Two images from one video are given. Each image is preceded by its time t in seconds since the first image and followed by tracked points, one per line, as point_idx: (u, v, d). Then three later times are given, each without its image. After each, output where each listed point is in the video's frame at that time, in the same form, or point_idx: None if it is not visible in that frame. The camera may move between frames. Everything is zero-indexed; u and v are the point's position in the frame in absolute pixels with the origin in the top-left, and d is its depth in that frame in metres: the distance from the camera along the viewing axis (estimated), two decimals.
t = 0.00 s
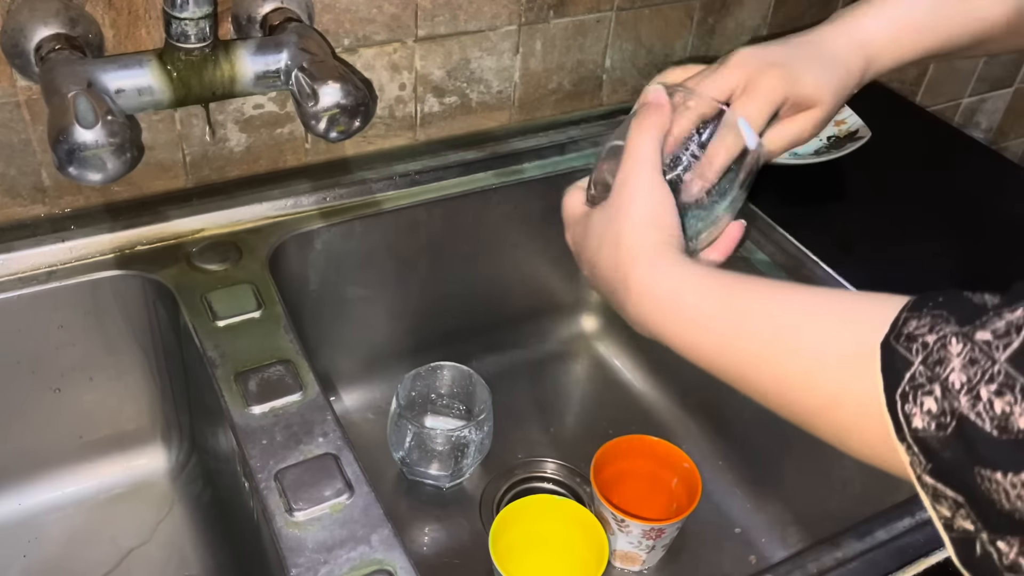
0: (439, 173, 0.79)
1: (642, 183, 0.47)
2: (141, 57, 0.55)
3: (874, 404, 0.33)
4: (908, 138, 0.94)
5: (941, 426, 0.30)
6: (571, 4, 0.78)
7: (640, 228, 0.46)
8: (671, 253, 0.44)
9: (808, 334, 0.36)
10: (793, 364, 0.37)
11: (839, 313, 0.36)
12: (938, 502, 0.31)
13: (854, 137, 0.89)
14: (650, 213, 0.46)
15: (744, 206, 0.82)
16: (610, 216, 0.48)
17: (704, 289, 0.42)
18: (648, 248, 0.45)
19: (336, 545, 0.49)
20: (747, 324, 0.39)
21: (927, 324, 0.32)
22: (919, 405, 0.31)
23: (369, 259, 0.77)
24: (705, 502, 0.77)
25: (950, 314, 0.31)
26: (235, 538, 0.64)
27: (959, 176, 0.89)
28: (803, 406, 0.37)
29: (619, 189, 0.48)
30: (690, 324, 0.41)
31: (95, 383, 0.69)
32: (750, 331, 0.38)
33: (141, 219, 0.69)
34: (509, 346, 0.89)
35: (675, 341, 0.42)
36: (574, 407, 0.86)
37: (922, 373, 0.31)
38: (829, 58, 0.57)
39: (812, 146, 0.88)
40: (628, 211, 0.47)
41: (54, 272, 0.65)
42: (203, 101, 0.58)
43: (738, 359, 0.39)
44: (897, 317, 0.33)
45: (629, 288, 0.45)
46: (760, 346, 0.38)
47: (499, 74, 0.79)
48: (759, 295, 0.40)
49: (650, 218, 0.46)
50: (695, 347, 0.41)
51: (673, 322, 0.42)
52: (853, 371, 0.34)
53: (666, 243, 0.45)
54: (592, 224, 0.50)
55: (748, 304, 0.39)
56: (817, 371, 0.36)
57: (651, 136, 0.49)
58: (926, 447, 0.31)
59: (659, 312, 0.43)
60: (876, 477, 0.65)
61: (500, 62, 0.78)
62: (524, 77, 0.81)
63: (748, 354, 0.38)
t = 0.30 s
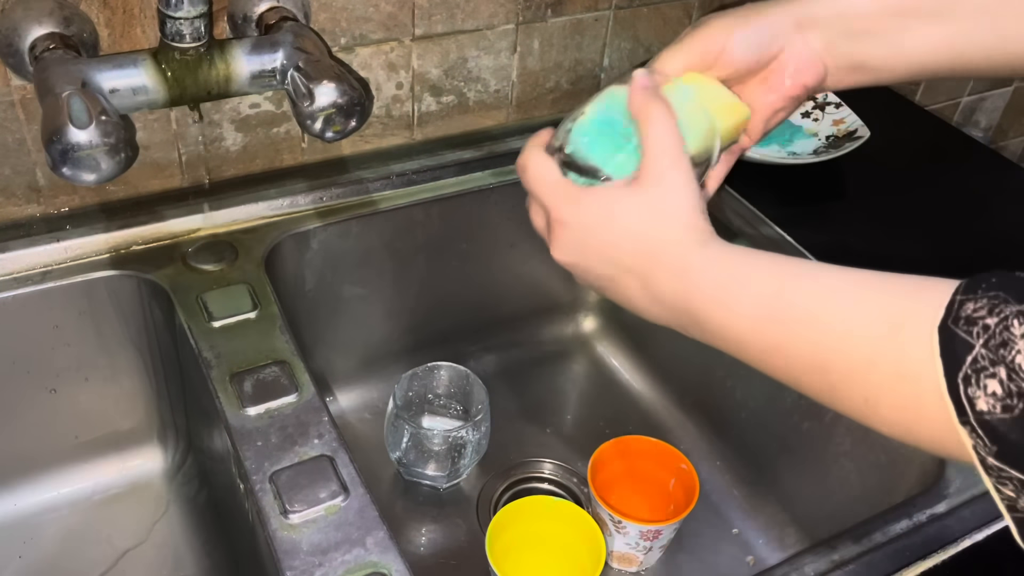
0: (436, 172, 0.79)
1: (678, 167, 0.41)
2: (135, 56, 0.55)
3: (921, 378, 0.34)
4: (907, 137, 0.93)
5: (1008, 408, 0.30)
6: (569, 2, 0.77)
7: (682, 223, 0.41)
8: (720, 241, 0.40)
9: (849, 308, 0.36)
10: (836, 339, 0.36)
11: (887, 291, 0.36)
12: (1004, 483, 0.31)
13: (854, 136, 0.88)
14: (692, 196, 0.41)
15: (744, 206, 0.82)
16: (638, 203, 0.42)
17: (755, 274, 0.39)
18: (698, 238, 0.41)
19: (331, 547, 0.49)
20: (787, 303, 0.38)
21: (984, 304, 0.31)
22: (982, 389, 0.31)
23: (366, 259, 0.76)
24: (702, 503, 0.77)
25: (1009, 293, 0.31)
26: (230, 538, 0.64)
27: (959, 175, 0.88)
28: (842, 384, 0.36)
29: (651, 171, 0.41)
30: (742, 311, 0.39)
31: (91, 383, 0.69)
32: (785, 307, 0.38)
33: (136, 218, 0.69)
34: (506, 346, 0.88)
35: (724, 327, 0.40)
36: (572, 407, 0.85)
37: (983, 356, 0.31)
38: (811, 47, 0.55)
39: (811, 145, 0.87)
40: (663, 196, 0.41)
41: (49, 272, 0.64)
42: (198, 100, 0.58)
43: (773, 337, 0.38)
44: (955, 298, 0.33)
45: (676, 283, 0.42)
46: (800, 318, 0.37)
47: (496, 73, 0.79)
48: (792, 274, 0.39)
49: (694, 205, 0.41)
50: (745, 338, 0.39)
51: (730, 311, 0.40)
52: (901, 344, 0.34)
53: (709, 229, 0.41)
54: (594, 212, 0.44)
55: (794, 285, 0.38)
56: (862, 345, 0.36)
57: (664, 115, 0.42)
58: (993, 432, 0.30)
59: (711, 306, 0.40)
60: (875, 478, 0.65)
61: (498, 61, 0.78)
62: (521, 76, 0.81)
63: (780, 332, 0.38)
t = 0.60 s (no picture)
0: (436, 170, 0.79)
1: (608, 255, 0.48)
2: (137, 54, 0.55)
3: (898, 475, 0.33)
4: (907, 135, 0.94)
5: (1003, 538, 0.28)
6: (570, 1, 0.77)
7: (619, 307, 0.46)
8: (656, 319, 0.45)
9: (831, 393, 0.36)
10: (815, 430, 0.36)
11: (851, 370, 0.36)
12: None
13: (854, 135, 0.88)
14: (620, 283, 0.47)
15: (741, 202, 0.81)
16: (586, 302, 0.48)
17: (697, 351, 0.42)
18: (633, 315, 0.46)
19: (332, 543, 0.49)
20: (736, 382, 0.40)
21: (965, 423, 0.29)
22: (975, 516, 0.29)
23: (367, 257, 0.77)
24: (701, 501, 0.77)
25: (990, 406, 0.29)
26: (231, 535, 0.64)
27: (959, 174, 0.89)
28: (828, 474, 0.36)
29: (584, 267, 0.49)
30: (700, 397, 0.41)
31: (92, 380, 0.69)
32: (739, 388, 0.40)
33: (137, 216, 0.69)
34: (506, 343, 0.89)
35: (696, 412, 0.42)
36: (572, 404, 0.86)
37: (973, 484, 0.29)
38: (807, 98, 0.54)
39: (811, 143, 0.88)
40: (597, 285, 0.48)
41: (51, 269, 0.65)
42: (199, 98, 0.58)
43: (751, 427, 0.39)
44: (934, 406, 0.31)
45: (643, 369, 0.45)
46: (765, 403, 0.39)
47: (497, 71, 0.79)
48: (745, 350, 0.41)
49: (621, 283, 0.47)
50: (718, 423, 0.41)
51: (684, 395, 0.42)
52: (881, 436, 0.34)
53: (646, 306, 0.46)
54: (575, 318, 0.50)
55: (724, 357, 0.41)
56: (843, 433, 0.35)
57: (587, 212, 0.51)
58: (989, 560, 0.29)
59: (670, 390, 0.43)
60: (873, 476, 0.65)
61: (498, 59, 0.78)
62: (522, 74, 0.81)
63: (753, 419, 0.39)
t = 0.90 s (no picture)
0: (440, 163, 0.80)
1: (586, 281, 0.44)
2: (146, 47, 0.56)
3: (869, 534, 0.33)
4: (908, 130, 0.94)
5: None
6: None
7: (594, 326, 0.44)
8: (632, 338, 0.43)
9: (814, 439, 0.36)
10: (791, 477, 0.36)
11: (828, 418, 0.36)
12: None
13: (854, 130, 0.89)
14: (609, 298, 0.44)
15: (744, 197, 0.83)
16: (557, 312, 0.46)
17: (673, 379, 0.41)
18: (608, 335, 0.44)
19: (337, 528, 0.50)
20: (711, 416, 0.39)
21: (942, 511, 0.31)
22: None
23: (371, 250, 0.77)
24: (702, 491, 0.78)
25: (968, 496, 0.30)
26: (238, 521, 0.65)
27: (959, 168, 0.89)
28: (797, 517, 0.36)
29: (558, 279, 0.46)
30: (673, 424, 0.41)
31: (101, 369, 0.70)
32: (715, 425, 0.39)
33: (145, 207, 0.70)
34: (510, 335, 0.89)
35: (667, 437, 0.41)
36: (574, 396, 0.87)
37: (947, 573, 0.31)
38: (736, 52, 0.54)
39: (812, 138, 0.88)
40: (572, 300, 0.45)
41: (61, 259, 0.66)
42: (207, 91, 0.59)
43: (725, 461, 0.38)
44: (912, 483, 0.32)
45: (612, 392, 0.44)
46: (740, 440, 0.38)
47: (500, 64, 0.80)
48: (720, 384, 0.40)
49: (604, 301, 0.44)
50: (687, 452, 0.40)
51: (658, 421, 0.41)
52: (858, 490, 0.34)
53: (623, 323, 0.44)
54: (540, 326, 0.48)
55: (702, 395, 0.40)
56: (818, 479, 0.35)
57: (565, 211, 0.46)
58: None
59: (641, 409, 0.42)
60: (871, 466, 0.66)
61: (502, 53, 0.79)
62: (525, 68, 0.81)
63: (728, 458, 0.38)
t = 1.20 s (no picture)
0: (444, 157, 0.81)
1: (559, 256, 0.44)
2: (153, 41, 0.56)
3: (843, 543, 0.34)
4: (910, 126, 0.94)
5: None
6: None
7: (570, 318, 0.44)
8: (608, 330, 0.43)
9: (789, 440, 0.36)
10: (763, 476, 0.36)
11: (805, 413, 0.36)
12: None
13: (856, 125, 0.90)
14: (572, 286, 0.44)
15: (745, 192, 0.83)
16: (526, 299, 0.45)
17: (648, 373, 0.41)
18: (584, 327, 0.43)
19: (342, 517, 0.51)
20: (684, 416, 0.39)
21: (924, 524, 0.31)
22: None
23: (375, 243, 0.78)
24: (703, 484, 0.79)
25: (955, 512, 0.31)
26: (243, 511, 0.66)
27: (961, 165, 0.90)
28: (766, 518, 0.36)
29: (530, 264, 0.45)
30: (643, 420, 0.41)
31: (107, 360, 0.71)
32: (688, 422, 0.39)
33: (151, 200, 0.71)
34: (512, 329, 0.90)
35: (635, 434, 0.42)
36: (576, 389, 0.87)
37: None
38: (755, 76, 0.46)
39: (814, 133, 0.88)
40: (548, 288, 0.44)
41: (68, 252, 0.66)
42: (213, 84, 0.59)
43: (695, 459, 0.39)
44: (892, 492, 0.32)
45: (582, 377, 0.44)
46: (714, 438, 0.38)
47: (504, 59, 0.80)
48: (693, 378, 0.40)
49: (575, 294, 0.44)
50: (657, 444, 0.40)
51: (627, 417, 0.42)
52: (831, 498, 0.34)
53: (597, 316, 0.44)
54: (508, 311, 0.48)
55: (679, 389, 0.40)
56: (790, 484, 0.35)
57: (539, 196, 0.45)
58: None
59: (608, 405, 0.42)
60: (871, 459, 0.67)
61: (505, 48, 0.79)
62: (528, 64, 0.82)
63: (702, 451, 0.38)
